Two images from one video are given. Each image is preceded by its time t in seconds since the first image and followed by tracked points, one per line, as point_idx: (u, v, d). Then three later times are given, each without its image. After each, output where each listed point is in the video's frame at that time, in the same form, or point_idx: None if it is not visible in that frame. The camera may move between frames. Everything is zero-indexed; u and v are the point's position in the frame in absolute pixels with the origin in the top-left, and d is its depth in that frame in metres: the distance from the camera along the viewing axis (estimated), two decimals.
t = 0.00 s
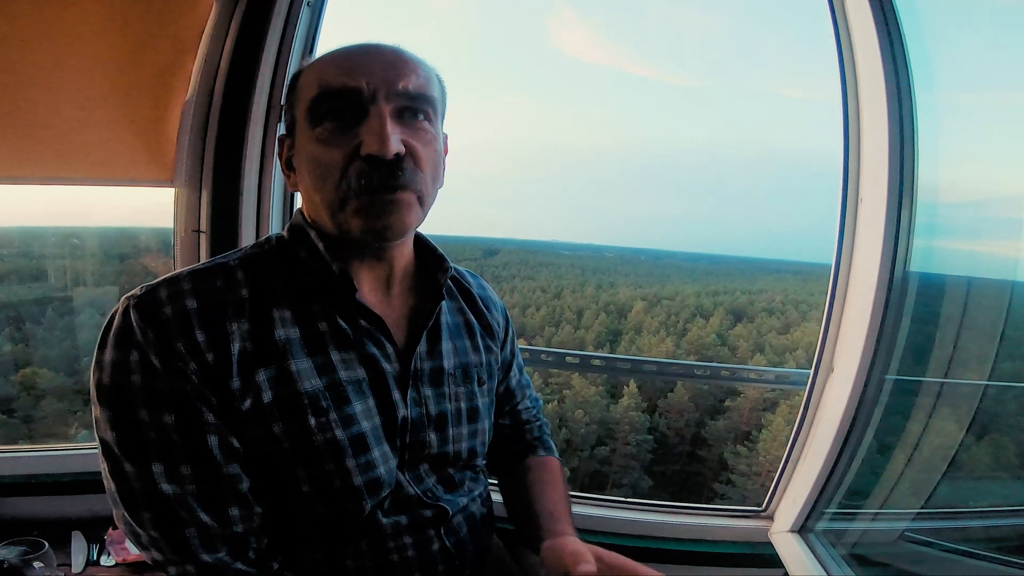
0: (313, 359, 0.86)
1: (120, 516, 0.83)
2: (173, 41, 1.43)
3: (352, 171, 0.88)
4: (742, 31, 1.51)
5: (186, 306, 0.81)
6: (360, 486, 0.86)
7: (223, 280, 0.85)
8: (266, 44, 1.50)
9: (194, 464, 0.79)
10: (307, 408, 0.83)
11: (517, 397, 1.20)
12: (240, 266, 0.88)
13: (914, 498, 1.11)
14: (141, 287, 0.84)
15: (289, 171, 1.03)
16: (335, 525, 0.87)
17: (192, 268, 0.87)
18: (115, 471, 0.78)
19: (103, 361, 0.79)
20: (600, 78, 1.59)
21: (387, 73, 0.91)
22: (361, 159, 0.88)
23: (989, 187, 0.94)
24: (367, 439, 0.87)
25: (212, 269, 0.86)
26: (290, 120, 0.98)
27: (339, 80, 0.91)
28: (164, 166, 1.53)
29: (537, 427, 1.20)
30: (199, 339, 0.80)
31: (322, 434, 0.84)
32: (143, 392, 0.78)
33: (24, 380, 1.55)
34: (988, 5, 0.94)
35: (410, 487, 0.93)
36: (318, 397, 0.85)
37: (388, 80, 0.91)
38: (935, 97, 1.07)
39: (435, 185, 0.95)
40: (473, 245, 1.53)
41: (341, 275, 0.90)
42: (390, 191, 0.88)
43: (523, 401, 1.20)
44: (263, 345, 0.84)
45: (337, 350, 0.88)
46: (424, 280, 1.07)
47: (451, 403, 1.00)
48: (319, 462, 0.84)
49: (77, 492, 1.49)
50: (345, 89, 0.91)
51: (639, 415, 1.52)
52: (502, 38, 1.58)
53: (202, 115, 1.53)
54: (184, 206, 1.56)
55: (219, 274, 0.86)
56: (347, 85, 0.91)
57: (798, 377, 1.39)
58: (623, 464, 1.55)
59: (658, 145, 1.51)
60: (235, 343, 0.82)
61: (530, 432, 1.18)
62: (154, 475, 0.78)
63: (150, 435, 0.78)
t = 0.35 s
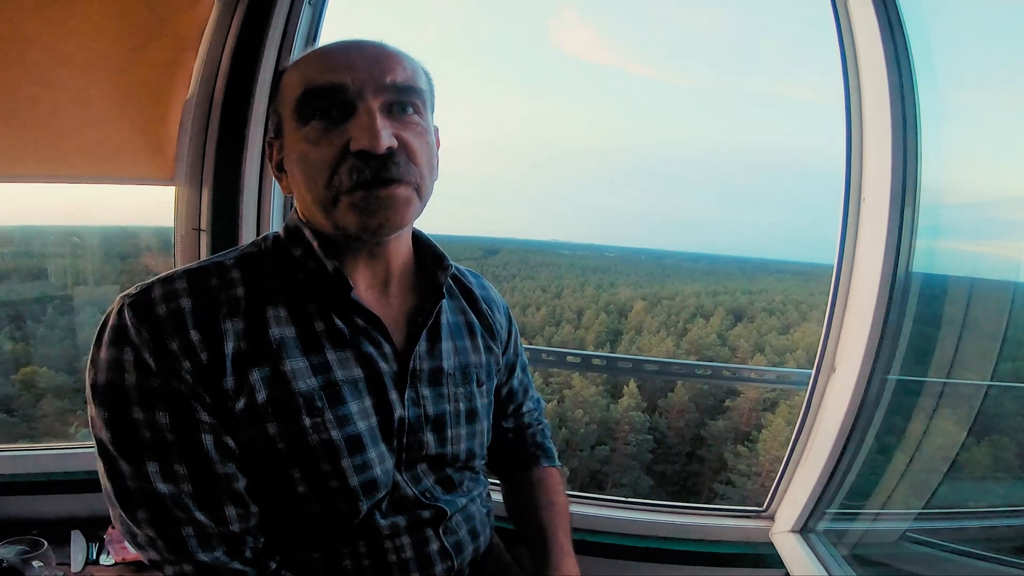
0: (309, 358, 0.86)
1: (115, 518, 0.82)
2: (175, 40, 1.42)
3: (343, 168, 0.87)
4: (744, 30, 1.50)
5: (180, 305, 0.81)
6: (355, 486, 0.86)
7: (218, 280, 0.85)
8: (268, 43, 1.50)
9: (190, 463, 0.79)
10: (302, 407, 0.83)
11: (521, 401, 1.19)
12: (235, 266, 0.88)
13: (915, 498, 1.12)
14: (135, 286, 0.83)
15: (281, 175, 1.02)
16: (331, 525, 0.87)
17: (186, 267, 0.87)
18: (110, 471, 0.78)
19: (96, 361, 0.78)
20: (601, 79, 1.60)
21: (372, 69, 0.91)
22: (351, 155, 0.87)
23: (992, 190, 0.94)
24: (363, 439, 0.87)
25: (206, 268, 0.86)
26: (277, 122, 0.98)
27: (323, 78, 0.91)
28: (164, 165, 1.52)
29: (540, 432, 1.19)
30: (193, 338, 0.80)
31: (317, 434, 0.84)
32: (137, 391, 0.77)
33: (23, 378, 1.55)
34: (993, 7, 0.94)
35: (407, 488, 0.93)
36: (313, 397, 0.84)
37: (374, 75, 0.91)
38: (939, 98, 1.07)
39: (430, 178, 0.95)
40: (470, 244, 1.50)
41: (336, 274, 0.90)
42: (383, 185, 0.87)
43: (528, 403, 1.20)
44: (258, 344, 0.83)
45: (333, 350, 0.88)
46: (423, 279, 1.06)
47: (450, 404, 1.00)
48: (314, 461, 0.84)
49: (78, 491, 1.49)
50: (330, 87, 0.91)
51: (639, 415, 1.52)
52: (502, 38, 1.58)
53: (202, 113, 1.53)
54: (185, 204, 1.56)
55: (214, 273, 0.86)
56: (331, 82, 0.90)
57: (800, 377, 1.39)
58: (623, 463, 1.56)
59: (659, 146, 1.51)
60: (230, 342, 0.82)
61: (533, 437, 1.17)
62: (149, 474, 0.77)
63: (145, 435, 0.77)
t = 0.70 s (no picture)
0: (318, 359, 0.86)
1: (132, 523, 0.79)
2: (173, 37, 1.42)
3: (355, 172, 0.87)
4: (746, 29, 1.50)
5: (196, 303, 0.80)
6: (361, 488, 0.86)
7: (231, 278, 0.84)
8: (267, 42, 1.51)
9: (214, 460, 0.77)
10: (312, 409, 0.83)
11: (515, 406, 1.19)
12: (245, 265, 0.87)
13: (913, 498, 1.11)
14: (143, 283, 0.81)
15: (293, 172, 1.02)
16: (334, 525, 0.87)
17: (197, 264, 0.85)
18: (131, 470, 0.75)
19: (111, 358, 0.76)
20: (602, 78, 1.60)
21: (389, 73, 0.91)
22: (364, 160, 0.87)
23: (989, 192, 0.94)
24: (370, 441, 0.87)
25: (217, 266, 0.85)
26: (292, 121, 0.98)
27: (340, 80, 0.90)
28: (165, 163, 1.50)
29: (529, 443, 1.19)
30: (210, 336, 0.79)
31: (326, 435, 0.84)
32: (157, 389, 0.75)
33: (23, 377, 1.55)
34: (992, 7, 0.94)
35: (408, 490, 0.93)
36: (323, 398, 0.85)
37: (390, 79, 0.91)
38: (938, 99, 1.07)
39: (440, 184, 0.96)
40: (472, 244, 1.54)
41: (345, 277, 0.90)
42: (394, 191, 0.87)
43: (522, 408, 1.20)
44: (272, 344, 0.83)
45: (341, 351, 0.88)
46: (428, 282, 1.07)
47: (453, 407, 1.00)
48: (322, 462, 0.84)
49: (70, 489, 1.47)
50: (347, 89, 0.90)
51: (638, 415, 1.52)
52: (502, 37, 1.58)
53: (202, 110, 1.53)
54: (184, 202, 1.56)
55: (226, 271, 0.85)
56: (348, 84, 0.90)
57: (798, 378, 1.39)
58: (621, 463, 1.56)
59: (659, 145, 1.51)
60: (245, 341, 0.81)
61: (521, 447, 1.18)
62: (174, 473, 0.75)
63: (167, 433, 0.75)
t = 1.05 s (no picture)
0: (321, 365, 0.86)
1: (134, 526, 0.79)
2: (172, 37, 1.42)
3: (359, 175, 0.87)
4: (745, 29, 1.49)
5: (197, 311, 0.79)
6: (364, 492, 0.86)
7: (232, 285, 0.84)
8: (266, 41, 1.51)
9: (213, 467, 0.77)
10: (315, 415, 0.83)
11: (516, 409, 1.19)
12: (247, 272, 0.87)
13: (911, 499, 1.11)
14: (146, 289, 0.81)
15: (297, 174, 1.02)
16: (336, 527, 0.88)
17: (199, 271, 0.85)
18: (132, 476, 0.75)
19: (112, 366, 0.76)
20: (602, 78, 1.60)
21: (395, 76, 0.91)
22: (368, 163, 0.87)
23: (988, 193, 0.94)
24: (372, 445, 0.87)
25: (219, 272, 0.85)
26: (297, 124, 0.98)
27: (345, 83, 0.90)
28: (163, 163, 1.50)
29: (528, 445, 1.18)
30: (212, 344, 0.79)
31: (329, 441, 0.84)
32: (158, 396, 0.75)
33: (22, 376, 1.55)
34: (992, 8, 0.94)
35: (411, 491, 0.93)
36: (326, 405, 0.84)
37: (395, 82, 0.91)
38: (938, 99, 1.07)
39: (444, 188, 0.96)
40: (472, 244, 1.55)
41: (349, 285, 0.89)
42: (398, 195, 0.87)
43: (522, 411, 1.19)
44: (273, 351, 0.83)
45: (344, 357, 0.88)
46: (430, 287, 1.07)
47: (454, 411, 1.00)
48: (324, 467, 0.84)
49: (68, 489, 1.47)
50: (352, 92, 0.90)
51: (638, 415, 1.52)
52: (501, 36, 1.57)
53: (202, 109, 1.52)
54: (184, 203, 1.55)
55: (228, 278, 0.85)
56: (353, 87, 0.90)
57: (796, 379, 1.39)
58: (621, 463, 1.56)
59: (660, 145, 1.51)
60: (247, 348, 0.81)
61: (520, 450, 1.17)
62: (173, 480, 0.75)
63: (167, 440, 0.75)
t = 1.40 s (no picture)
0: (320, 366, 0.86)
1: (131, 527, 0.79)
2: (170, 36, 1.41)
3: (358, 178, 0.87)
4: (745, 29, 1.49)
5: (195, 311, 0.79)
6: (364, 493, 0.85)
7: (230, 286, 0.84)
8: (264, 41, 1.51)
9: (212, 468, 0.76)
10: (314, 416, 0.83)
11: (512, 408, 1.19)
12: (244, 273, 0.87)
13: (911, 499, 1.11)
14: (142, 290, 0.80)
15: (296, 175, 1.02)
16: (336, 527, 0.87)
17: (196, 271, 0.84)
18: (129, 478, 0.75)
19: (109, 367, 0.75)
20: (602, 78, 1.60)
21: (396, 78, 0.90)
22: (368, 166, 0.87)
23: (988, 193, 0.94)
24: (372, 446, 0.87)
25: (217, 273, 0.84)
26: (297, 124, 0.97)
27: (347, 84, 0.90)
28: (161, 162, 1.50)
29: (524, 444, 1.19)
30: (210, 345, 0.78)
31: (328, 442, 0.83)
32: (155, 397, 0.75)
33: (20, 376, 1.54)
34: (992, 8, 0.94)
35: (409, 492, 0.93)
36: (325, 406, 0.84)
37: (397, 84, 0.90)
38: (938, 100, 1.07)
39: (443, 192, 0.96)
40: (470, 244, 1.52)
41: (349, 285, 0.89)
42: (396, 198, 0.87)
43: (518, 410, 1.20)
44: (272, 352, 0.83)
45: (342, 358, 0.88)
46: (427, 288, 1.07)
47: (451, 411, 1.00)
48: (324, 468, 0.84)
49: (66, 490, 1.48)
50: (353, 93, 0.90)
51: (637, 415, 1.52)
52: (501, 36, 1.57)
53: (199, 112, 1.53)
54: (181, 203, 1.55)
55: (225, 279, 0.84)
56: (354, 88, 0.89)
57: (795, 380, 1.39)
58: (620, 463, 1.56)
59: (660, 145, 1.51)
60: (245, 349, 0.81)
61: (518, 448, 1.18)
62: (171, 481, 0.74)
63: (165, 441, 0.75)
